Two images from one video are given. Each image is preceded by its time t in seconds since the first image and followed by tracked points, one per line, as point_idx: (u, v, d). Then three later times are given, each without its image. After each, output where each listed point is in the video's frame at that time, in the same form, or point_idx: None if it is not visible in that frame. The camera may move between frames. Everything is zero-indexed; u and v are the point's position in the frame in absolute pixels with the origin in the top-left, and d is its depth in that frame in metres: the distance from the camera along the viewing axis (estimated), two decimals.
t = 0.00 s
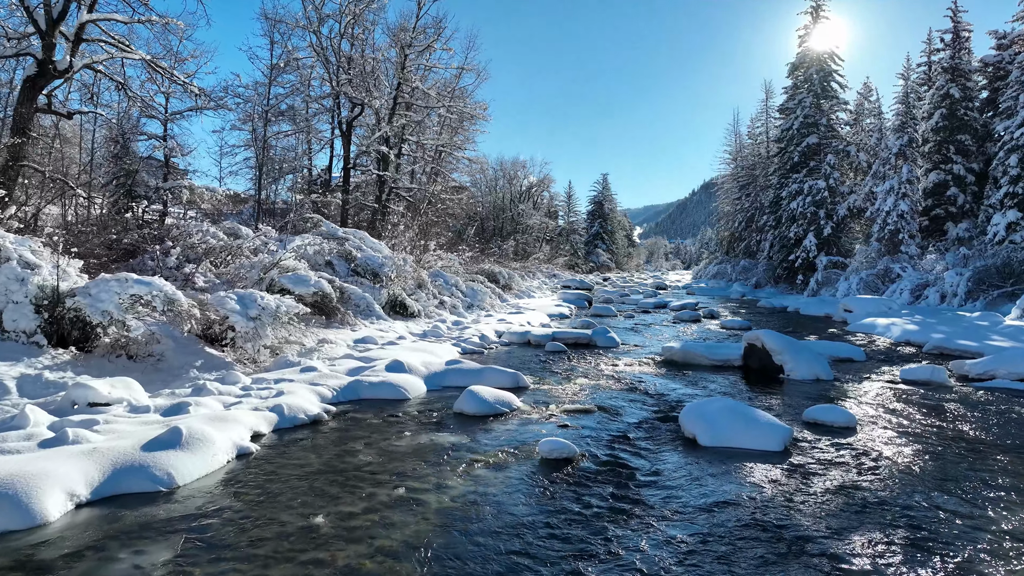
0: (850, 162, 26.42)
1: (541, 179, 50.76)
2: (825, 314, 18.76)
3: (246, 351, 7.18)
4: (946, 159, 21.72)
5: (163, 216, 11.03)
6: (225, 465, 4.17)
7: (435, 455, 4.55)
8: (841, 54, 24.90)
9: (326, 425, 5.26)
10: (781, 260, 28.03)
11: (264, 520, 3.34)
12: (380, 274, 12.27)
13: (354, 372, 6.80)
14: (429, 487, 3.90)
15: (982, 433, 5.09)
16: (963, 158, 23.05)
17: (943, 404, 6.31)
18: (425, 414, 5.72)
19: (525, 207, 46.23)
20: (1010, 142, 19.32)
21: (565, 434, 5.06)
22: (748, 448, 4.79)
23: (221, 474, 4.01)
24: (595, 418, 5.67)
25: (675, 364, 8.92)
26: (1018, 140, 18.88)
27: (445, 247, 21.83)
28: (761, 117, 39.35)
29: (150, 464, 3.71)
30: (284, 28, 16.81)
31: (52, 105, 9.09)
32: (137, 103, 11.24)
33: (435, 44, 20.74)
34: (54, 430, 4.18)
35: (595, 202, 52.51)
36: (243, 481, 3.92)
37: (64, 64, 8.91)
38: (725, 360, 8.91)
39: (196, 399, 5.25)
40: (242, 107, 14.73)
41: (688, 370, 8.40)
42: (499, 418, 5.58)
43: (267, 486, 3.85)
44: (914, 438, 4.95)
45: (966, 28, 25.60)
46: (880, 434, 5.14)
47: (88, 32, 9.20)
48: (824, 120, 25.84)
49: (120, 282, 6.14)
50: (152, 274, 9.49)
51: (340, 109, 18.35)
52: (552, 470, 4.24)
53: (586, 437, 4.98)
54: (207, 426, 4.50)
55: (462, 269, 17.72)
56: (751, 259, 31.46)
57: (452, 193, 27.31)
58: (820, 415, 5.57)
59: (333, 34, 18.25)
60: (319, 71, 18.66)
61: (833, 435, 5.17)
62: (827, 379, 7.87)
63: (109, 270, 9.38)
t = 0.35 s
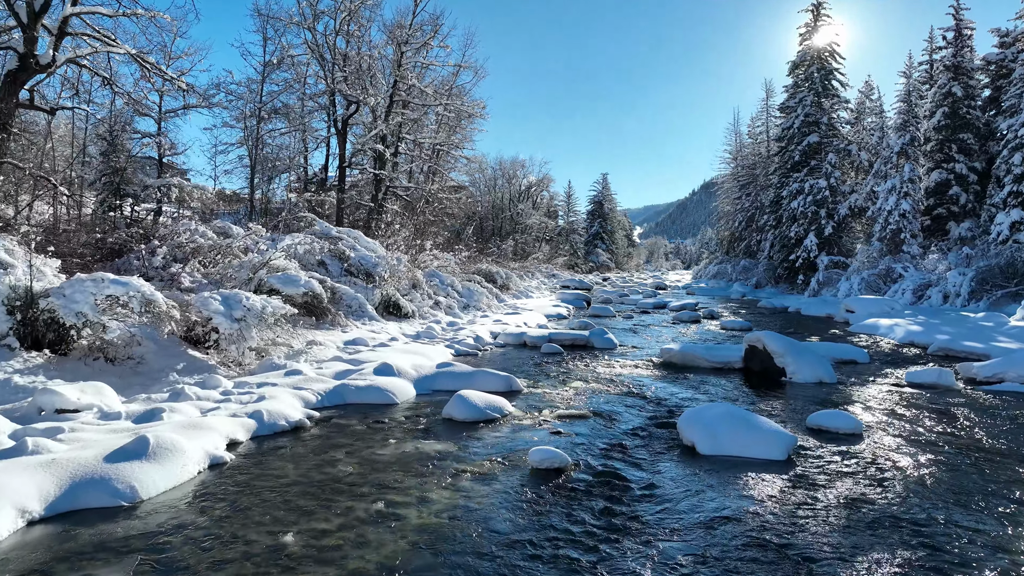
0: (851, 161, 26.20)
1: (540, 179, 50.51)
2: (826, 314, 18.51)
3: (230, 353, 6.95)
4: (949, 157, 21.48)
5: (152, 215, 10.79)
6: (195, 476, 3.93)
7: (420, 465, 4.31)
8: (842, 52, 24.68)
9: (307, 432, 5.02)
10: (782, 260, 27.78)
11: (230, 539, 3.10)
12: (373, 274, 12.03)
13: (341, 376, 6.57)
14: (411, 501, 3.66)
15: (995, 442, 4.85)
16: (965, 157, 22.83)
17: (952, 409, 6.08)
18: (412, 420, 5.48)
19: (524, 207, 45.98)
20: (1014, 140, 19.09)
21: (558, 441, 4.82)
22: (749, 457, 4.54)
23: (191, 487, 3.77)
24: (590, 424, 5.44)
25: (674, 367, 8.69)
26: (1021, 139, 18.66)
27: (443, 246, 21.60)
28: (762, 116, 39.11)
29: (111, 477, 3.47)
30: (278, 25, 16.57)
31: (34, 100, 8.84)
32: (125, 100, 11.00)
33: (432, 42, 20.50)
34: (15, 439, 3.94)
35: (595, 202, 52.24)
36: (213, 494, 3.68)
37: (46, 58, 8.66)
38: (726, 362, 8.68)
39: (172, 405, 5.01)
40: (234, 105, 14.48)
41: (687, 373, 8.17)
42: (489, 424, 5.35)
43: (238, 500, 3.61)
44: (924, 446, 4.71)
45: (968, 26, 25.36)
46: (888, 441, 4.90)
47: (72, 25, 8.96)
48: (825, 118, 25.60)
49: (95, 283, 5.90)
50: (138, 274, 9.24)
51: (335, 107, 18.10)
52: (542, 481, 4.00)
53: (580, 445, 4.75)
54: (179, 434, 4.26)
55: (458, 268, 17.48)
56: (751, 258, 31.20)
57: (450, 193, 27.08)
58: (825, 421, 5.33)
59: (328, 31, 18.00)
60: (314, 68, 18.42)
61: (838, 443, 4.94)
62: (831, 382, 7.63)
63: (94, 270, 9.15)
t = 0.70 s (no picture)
0: (853, 160, 25.91)
1: (539, 178, 50.22)
2: (828, 315, 18.22)
3: (210, 357, 6.66)
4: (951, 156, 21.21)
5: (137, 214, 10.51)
6: (155, 492, 3.65)
7: (399, 478, 4.03)
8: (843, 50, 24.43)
9: (283, 441, 4.75)
10: (783, 260, 27.50)
11: (181, 566, 2.82)
12: (365, 274, 11.75)
13: (324, 380, 6.29)
14: (387, 520, 3.38)
15: (1012, 453, 4.57)
16: (968, 155, 22.56)
17: (963, 415, 5.81)
18: (396, 428, 5.19)
19: (523, 207, 45.67)
20: (1018, 139, 18.81)
21: (547, 453, 4.54)
22: (749, 469, 4.27)
23: (147, 504, 3.48)
24: (582, 432, 5.17)
25: (672, 370, 8.42)
26: None
27: (439, 246, 21.32)
28: (762, 115, 38.83)
29: (58, 495, 3.19)
30: (270, 21, 16.29)
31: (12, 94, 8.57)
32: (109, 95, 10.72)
33: (428, 39, 20.21)
34: None
35: (594, 202, 51.95)
36: (172, 513, 3.39)
37: (24, 51, 8.37)
38: (726, 365, 8.39)
39: (140, 413, 4.74)
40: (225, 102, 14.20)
41: (685, 377, 7.90)
42: (477, 433, 5.08)
43: (196, 520, 3.31)
44: (937, 458, 4.44)
45: (970, 23, 25.10)
46: (898, 452, 4.63)
47: (52, 18, 8.69)
48: (826, 117, 25.34)
49: (64, 283, 5.60)
50: (119, 275, 8.95)
51: (329, 105, 17.81)
52: (529, 497, 3.73)
53: (571, 456, 4.47)
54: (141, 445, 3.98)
55: (453, 269, 17.20)
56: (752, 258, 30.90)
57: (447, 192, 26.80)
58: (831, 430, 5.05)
59: (322, 27, 17.71)
60: (307, 65, 18.13)
61: (845, 454, 4.65)
62: (835, 386, 7.35)
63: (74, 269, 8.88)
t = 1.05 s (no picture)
0: (854, 159, 25.67)
1: (538, 178, 49.91)
2: (829, 316, 17.95)
3: (189, 361, 6.39)
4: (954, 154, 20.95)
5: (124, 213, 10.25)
6: (112, 509, 3.40)
7: (378, 493, 3.77)
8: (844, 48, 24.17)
9: (258, 451, 4.49)
10: (783, 260, 27.23)
11: None
12: (357, 274, 11.48)
13: (308, 386, 6.04)
14: (360, 540, 3.13)
15: None
16: (971, 154, 22.29)
17: (974, 422, 5.56)
18: (379, 437, 4.94)
19: (522, 206, 45.40)
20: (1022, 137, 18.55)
21: (537, 464, 4.29)
22: (749, 482, 4.02)
23: (101, 524, 3.23)
24: (575, 441, 4.93)
25: (671, 373, 8.17)
26: None
27: (436, 246, 21.06)
28: (762, 114, 38.56)
29: None
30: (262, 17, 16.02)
31: None
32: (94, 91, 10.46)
33: (424, 36, 19.94)
34: None
35: (593, 201, 51.67)
36: (126, 534, 3.13)
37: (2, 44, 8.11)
38: (727, 368, 8.14)
39: (108, 420, 4.49)
40: (216, 99, 13.95)
41: (684, 381, 7.65)
42: (464, 442, 4.83)
43: (152, 542, 3.05)
44: (950, 471, 4.18)
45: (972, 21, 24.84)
46: (908, 463, 4.38)
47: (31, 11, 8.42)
48: (827, 115, 25.08)
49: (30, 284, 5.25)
50: (102, 275, 8.67)
51: (323, 103, 17.53)
52: (516, 514, 3.48)
53: (562, 468, 4.22)
54: (101, 457, 3.72)
55: (449, 269, 16.94)
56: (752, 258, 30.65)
57: (444, 191, 26.50)
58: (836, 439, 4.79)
59: (316, 23, 17.44)
60: (301, 62, 17.87)
61: (852, 465, 4.39)
62: (838, 390, 7.10)
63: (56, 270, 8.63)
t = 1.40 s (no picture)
0: (855, 158, 25.41)
1: (537, 177, 49.63)
2: (831, 317, 17.68)
3: (166, 365, 6.13)
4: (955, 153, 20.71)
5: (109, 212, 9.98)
6: (61, 531, 3.13)
7: (352, 510, 3.51)
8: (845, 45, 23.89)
9: (230, 464, 4.22)
10: (784, 260, 26.97)
11: None
12: (348, 275, 11.22)
13: (289, 392, 5.77)
14: (328, 567, 2.86)
15: None
16: (973, 153, 22.03)
17: (986, 430, 5.30)
18: (360, 446, 4.68)
19: (521, 206, 45.10)
20: None
21: (525, 478, 4.03)
22: (750, 498, 3.77)
23: (46, 547, 2.97)
24: (567, 452, 4.66)
25: (670, 376, 7.91)
26: None
27: (432, 246, 20.79)
28: (762, 114, 38.29)
29: None
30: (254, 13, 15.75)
31: None
32: (77, 87, 10.18)
33: (420, 33, 19.67)
34: None
35: (593, 201, 51.40)
36: (71, 560, 2.87)
37: None
38: (727, 372, 7.87)
39: (71, 430, 4.22)
40: (208, 96, 13.70)
41: (683, 385, 7.38)
42: (449, 453, 4.57)
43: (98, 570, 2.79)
44: (965, 487, 3.92)
45: (975, 19, 24.58)
46: (920, 476, 4.13)
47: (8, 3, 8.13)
48: (828, 114, 24.81)
49: None
50: (82, 276, 8.38)
51: (318, 100, 17.27)
52: (500, 535, 3.22)
53: (553, 482, 3.95)
54: (54, 472, 3.46)
55: (444, 269, 16.68)
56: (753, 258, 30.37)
57: (441, 191, 26.24)
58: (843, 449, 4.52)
59: (310, 20, 17.18)
60: (295, 60, 17.61)
61: (858, 477, 4.14)
62: (843, 396, 6.84)
63: (34, 270, 8.35)
